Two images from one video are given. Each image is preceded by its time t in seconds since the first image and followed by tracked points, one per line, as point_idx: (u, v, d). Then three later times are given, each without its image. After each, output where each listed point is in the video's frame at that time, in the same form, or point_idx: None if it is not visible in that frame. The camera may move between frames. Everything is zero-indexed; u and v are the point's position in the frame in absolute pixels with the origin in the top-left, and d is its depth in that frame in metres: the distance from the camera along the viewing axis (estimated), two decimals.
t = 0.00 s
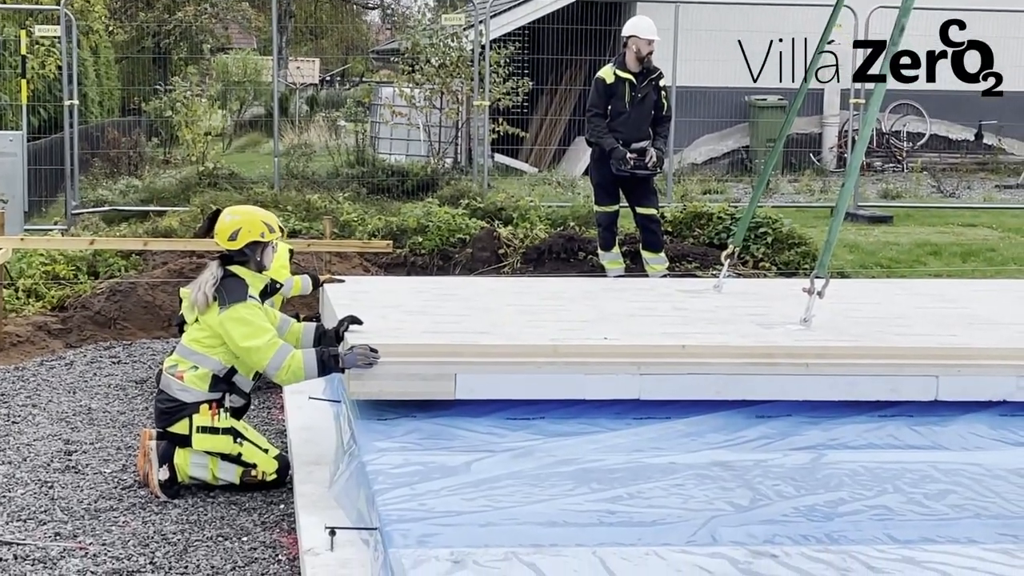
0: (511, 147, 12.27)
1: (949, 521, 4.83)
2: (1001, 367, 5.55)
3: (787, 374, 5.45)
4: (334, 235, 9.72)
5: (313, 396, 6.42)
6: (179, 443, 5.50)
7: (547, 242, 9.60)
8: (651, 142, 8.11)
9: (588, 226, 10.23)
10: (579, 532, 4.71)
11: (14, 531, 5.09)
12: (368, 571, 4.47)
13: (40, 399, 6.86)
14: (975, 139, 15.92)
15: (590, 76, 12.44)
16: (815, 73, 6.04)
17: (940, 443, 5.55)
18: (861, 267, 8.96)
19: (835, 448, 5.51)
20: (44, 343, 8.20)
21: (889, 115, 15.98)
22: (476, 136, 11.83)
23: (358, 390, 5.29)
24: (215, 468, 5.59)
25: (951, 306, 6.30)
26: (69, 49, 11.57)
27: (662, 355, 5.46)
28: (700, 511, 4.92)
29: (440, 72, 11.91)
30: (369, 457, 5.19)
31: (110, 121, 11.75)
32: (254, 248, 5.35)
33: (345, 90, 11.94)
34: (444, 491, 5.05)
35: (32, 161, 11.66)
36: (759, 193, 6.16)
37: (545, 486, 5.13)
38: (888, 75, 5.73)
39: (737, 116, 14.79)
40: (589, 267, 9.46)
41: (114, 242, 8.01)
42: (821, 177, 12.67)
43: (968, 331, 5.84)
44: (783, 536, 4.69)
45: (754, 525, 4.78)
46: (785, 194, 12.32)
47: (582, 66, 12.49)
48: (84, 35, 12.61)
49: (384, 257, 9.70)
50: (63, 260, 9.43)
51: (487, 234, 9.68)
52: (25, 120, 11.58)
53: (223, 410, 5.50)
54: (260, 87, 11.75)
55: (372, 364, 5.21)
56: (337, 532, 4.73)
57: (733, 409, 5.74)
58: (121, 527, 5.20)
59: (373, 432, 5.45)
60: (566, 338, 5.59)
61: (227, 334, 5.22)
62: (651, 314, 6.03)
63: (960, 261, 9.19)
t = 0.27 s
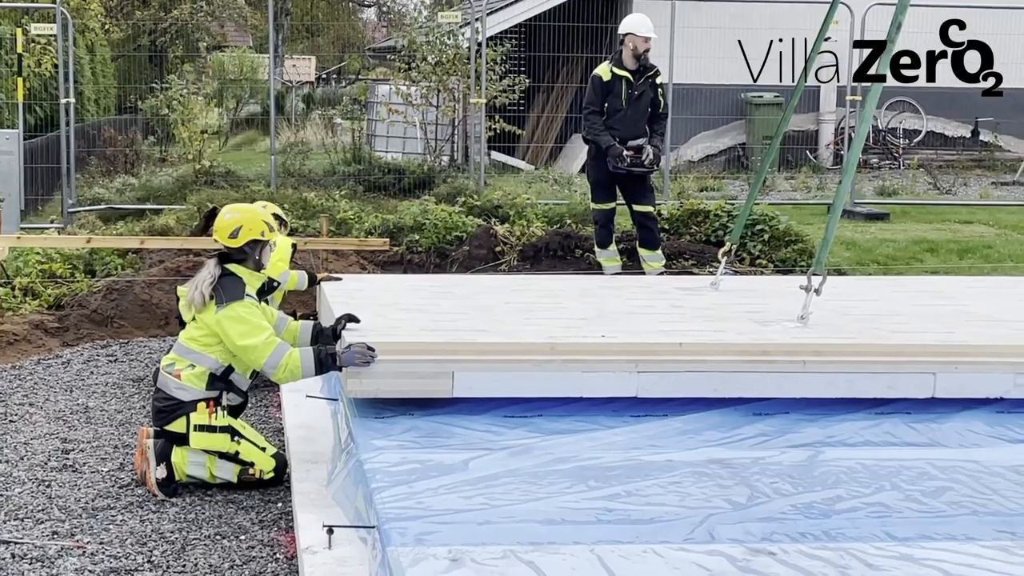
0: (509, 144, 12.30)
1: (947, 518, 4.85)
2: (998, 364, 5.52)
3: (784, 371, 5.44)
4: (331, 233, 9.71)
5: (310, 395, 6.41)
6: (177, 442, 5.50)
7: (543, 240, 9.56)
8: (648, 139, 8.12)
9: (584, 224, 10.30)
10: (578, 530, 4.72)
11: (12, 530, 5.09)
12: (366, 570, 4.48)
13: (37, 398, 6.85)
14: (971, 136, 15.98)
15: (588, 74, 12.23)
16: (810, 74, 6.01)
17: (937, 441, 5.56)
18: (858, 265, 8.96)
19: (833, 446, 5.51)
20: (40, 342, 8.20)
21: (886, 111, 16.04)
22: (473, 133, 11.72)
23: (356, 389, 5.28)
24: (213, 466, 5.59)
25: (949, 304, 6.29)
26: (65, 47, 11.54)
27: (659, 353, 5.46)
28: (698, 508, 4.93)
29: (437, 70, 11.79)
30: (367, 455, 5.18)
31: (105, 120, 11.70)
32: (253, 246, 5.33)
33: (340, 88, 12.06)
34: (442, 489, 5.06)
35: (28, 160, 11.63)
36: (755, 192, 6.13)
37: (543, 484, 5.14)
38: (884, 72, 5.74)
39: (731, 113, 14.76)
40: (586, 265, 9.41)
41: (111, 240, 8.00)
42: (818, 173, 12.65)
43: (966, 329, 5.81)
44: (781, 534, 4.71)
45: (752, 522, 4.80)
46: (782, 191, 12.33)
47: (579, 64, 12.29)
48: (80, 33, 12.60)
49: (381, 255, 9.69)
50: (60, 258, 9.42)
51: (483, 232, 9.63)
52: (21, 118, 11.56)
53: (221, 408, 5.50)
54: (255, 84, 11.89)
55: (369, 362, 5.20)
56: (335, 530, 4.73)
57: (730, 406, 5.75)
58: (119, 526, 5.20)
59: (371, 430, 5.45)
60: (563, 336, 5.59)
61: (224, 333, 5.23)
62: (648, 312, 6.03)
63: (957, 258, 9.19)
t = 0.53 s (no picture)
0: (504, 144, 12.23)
1: (944, 516, 4.86)
2: (994, 362, 5.50)
3: (781, 370, 5.44)
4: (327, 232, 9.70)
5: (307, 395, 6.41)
6: (174, 442, 5.49)
7: (540, 239, 9.55)
8: (643, 138, 8.12)
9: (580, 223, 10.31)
10: (575, 529, 4.73)
11: (8, 531, 5.08)
12: (363, 569, 4.48)
13: (32, 398, 6.84)
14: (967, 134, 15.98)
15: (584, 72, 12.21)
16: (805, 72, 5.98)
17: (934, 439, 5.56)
18: (854, 263, 8.97)
19: (830, 444, 5.52)
20: (36, 342, 8.19)
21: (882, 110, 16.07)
22: (469, 133, 11.63)
23: (353, 389, 5.29)
24: (209, 466, 5.58)
25: (945, 302, 6.27)
26: (61, 47, 11.53)
27: (656, 352, 5.46)
28: (696, 507, 4.94)
29: (433, 69, 11.90)
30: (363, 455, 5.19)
31: (100, 119, 11.80)
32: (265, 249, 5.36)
33: (336, 87, 12.04)
34: (439, 489, 5.07)
35: (23, 160, 11.61)
36: (752, 189, 6.11)
37: (541, 484, 5.15)
38: (884, 70, 5.75)
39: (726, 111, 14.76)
40: (582, 265, 9.40)
41: (106, 241, 7.98)
42: (814, 172, 12.65)
43: (964, 327, 5.78)
44: (779, 533, 4.72)
45: (750, 521, 4.81)
46: (778, 189, 12.32)
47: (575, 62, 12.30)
48: (75, 33, 12.58)
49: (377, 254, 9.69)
50: (55, 258, 9.41)
51: (479, 231, 9.64)
52: (16, 118, 11.53)
53: (218, 408, 5.49)
54: (251, 84, 11.74)
55: (365, 362, 5.21)
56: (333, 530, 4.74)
57: (726, 405, 5.75)
58: (116, 526, 5.20)
59: (367, 430, 5.45)
60: (560, 335, 5.59)
61: (221, 333, 5.23)
62: (644, 310, 6.02)
63: (953, 256, 9.20)
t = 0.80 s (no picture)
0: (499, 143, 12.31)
1: (939, 516, 4.87)
2: (990, 361, 5.48)
3: (776, 369, 5.43)
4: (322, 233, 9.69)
5: (302, 395, 6.40)
6: (169, 443, 5.49)
7: (535, 239, 9.55)
8: (638, 138, 8.09)
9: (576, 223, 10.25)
10: (571, 529, 4.74)
11: (3, 532, 5.08)
12: (359, 569, 4.48)
13: (27, 399, 6.83)
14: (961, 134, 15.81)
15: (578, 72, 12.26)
16: (798, 68, 5.97)
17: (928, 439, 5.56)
18: (849, 262, 8.98)
19: (825, 444, 5.52)
20: (31, 343, 8.18)
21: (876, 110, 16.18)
22: (464, 133, 11.68)
23: (348, 389, 5.29)
24: (205, 467, 5.58)
25: (940, 301, 6.26)
26: (55, 48, 11.51)
27: (651, 352, 5.46)
28: (691, 507, 4.95)
29: (428, 69, 11.92)
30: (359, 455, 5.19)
31: (94, 120, 11.56)
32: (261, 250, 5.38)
33: (331, 87, 12.03)
34: (434, 490, 5.07)
35: (18, 160, 11.59)
36: (747, 189, 6.08)
37: (536, 484, 5.15)
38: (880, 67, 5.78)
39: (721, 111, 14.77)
40: (577, 264, 9.42)
41: (101, 241, 7.97)
42: (808, 171, 12.66)
43: (959, 326, 5.76)
44: (774, 532, 4.73)
45: (745, 521, 4.82)
46: (772, 189, 12.33)
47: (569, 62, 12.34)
48: (69, 33, 12.56)
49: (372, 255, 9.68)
50: (50, 259, 9.40)
51: (474, 232, 9.67)
52: (11, 118, 11.52)
53: (213, 409, 5.49)
54: (246, 85, 11.73)
55: (361, 363, 5.21)
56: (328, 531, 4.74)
57: (722, 405, 5.76)
58: (111, 527, 5.19)
59: (362, 431, 5.45)
60: (555, 335, 5.59)
61: (216, 333, 5.22)
62: (639, 310, 6.02)
63: (948, 256, 9.21)
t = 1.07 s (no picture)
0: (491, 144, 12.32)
1: (932, 515, 4.88)
2: (981, 361, 5.47)
3: (768, 369, 5.43)
4: (314, 234, 9.68)
5: (294, 396, 6.39)
6: (161, 444, 5.48)
7: (527, 239, 9.60)
8: (630, 139, 8.11)
9: (568, 223, 10.24)
10: (564, 530, 4.75)
11: None
12: (352, 571, 4.48)
13: (19, 401, 6.82)
14: (952, 134, 16.16)
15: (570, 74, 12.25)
16: (791, 62, 5.91)
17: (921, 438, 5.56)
18: (841, 262, 8.99)
19: (817, 443, 5.52)
20: (22, 346, 8.16)
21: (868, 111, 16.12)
22: (456, 134, 11.68)
23: (340, 390, 5.28)
24: (197, 468, 5.57)
25: (932, 301, 6.25)
26: (45, 49, 11.48)
27: (643, 352, 5.46)
28: (684, 507, 4.96)
29: (419, 70, 11.90)
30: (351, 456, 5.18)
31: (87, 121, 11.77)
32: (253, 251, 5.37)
33: (323, 88, 12.04)
34: (427, 491, 5.07)
35: (9, 162, 11.57)
36: (738, 190, 6.04)
37: (529, 485, 5.15)
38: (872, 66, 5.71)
39: (713, 112, 14.77)
40: (569, 265, 9.43)
41: (93, 243, 7.96)
42: (800, 172, 12.68)
43: (950, 326, 5.75)
44: (767, 532, 4.75)
45: (738, 521, 4.84)
46: (764, 189, 12.32)
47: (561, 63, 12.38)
48: (60, 35, 12.53)
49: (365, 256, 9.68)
50: (41, 261, 9.38)
51: (467, 233, 9.67)
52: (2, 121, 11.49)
53: (205, 410, 5.48)
54: (237, 86, 11.79)
55: (353, 364, 5.20)
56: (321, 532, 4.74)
57: (714, 405, 5.76)
58: (103, 529, 5.18)
59: (355, 432, 5.45)
60: (548, 336, 5.59)
61: (207, 335, 5.21)
62: (632, 310, 6.01)
63: (939, 256, 9.22)
